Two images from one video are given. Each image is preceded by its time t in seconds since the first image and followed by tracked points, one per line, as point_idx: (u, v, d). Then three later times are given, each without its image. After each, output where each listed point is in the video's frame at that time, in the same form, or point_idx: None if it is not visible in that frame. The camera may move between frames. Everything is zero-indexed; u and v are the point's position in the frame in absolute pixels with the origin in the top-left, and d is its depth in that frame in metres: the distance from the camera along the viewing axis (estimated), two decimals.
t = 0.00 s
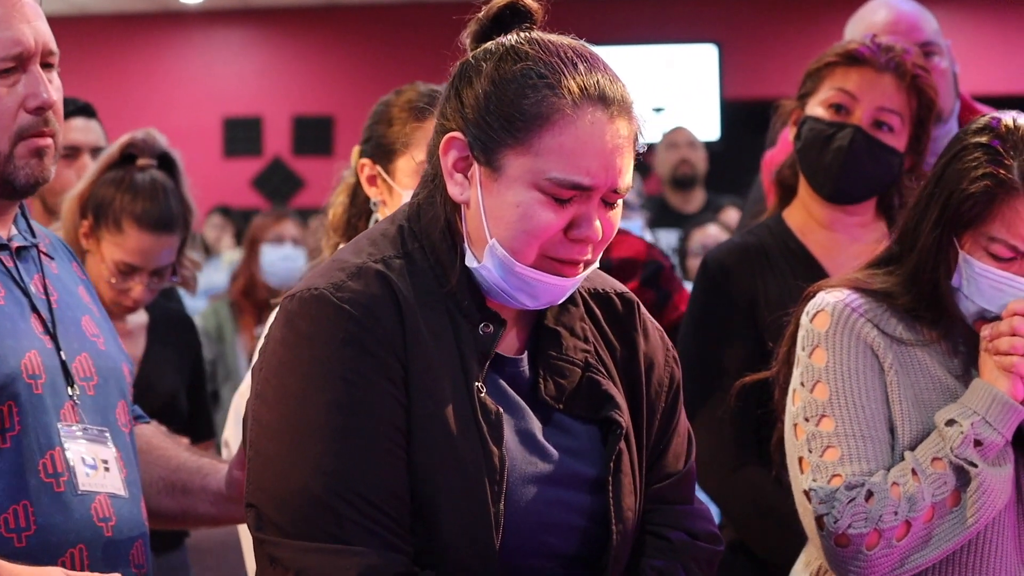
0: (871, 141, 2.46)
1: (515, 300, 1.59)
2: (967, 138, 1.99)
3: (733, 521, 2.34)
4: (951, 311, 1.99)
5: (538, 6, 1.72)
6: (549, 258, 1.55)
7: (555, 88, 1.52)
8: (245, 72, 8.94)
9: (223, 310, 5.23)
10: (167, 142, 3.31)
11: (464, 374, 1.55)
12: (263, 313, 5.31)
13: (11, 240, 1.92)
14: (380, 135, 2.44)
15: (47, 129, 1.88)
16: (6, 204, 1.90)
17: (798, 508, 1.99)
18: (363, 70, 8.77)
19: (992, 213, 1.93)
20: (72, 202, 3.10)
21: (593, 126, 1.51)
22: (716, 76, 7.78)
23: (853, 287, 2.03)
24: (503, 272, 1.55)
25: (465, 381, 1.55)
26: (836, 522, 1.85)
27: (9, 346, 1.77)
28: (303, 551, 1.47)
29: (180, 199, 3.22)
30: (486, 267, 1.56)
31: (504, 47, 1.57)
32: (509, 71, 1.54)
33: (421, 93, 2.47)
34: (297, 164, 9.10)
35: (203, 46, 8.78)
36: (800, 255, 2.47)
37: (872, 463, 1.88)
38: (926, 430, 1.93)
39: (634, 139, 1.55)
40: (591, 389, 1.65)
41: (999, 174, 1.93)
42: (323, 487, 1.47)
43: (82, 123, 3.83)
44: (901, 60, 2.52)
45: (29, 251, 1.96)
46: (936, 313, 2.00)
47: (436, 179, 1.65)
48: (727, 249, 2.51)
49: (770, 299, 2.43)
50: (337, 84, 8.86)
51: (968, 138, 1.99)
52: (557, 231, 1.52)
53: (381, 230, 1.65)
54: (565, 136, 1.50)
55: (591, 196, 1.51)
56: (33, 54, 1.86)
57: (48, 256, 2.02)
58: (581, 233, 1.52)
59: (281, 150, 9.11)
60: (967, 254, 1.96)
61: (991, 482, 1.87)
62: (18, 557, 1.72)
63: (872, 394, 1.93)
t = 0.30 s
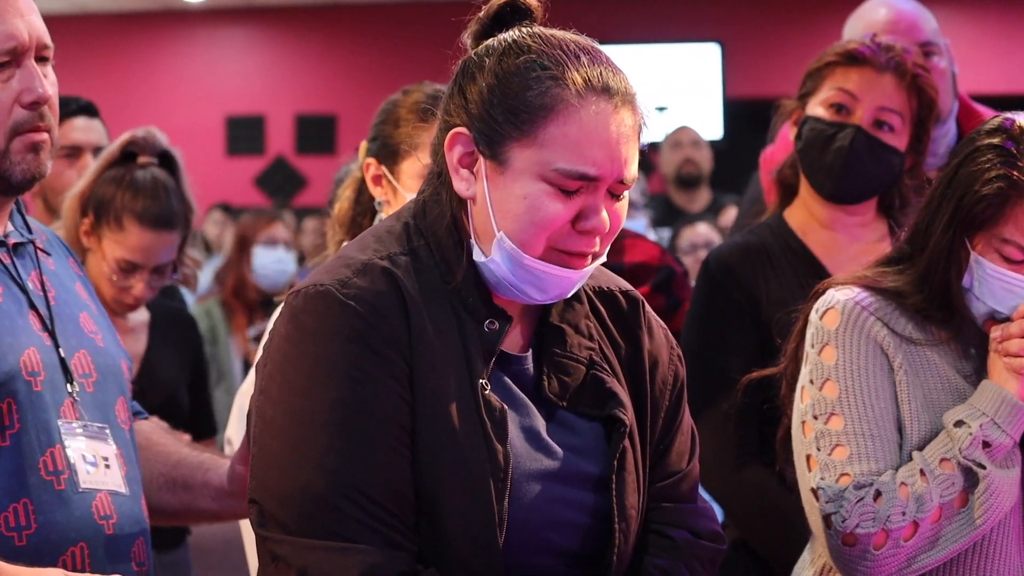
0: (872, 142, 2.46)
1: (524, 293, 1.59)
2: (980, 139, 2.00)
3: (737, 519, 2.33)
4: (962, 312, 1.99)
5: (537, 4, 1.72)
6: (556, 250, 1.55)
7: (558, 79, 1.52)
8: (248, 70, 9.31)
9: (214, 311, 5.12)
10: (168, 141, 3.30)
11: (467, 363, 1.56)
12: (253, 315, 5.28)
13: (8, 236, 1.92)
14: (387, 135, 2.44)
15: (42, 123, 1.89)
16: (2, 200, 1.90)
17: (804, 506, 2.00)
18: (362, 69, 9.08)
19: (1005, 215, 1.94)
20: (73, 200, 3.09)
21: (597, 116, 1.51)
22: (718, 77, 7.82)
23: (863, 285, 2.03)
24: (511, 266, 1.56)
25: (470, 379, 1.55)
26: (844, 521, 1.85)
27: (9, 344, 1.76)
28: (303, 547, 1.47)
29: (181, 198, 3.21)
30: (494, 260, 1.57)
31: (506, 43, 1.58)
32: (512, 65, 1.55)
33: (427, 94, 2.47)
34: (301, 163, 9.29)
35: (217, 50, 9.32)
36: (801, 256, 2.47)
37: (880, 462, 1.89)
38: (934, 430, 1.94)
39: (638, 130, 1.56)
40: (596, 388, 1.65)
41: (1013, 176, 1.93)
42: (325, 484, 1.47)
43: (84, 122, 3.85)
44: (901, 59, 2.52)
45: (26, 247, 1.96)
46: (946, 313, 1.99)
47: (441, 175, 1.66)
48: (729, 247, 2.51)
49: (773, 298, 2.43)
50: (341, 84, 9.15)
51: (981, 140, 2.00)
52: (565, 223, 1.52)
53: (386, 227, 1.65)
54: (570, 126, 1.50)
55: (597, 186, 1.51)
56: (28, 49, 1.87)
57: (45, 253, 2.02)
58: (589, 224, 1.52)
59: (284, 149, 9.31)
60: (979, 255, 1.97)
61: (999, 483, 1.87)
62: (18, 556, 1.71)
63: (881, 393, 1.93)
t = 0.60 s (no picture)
0: (877, 138, 2.46)
1: (528, 288, 1.59)
2: (976, 128, 2.01)
3: (741, 512, 2.34)
4: (963, 303, 2.00)
5: None
6: (559, 242, 1.55)
7: (557, 71, 1.52)
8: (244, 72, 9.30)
9: (225, 310, 5.18)
10: (165, 139, 3.28)
11: (471, 359, 1.55)
12: (264, 314, 5.30)
13: (6, 233, 1.91)
14: (392, 135, 2.44)
15: (39, 122, 1.87)
16: None
17: (813, 497, 2.02)
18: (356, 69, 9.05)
19: (1001, 200, 1.95)
20: (71, 200, 3.09)
21: (596, 107, 1.51)
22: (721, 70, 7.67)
23: (864, 280, 2.04)
24: (514, 259, 1.55)
25: (473, 375, 1.55)
26: (855, 507, 1.87)
27: (7, 341, 1.75)
28: (306, 545, 1.47)
29: (178, 196, 3.20)
30: (497, 255, 1.56)
31: (504, 38, 1.57)
32: (511, 59, 1.55)
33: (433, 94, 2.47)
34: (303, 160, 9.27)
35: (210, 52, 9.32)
36: (806, 250, 2.48)
37: (888, 450, 1.90)
38: (941, 418, 1.95)
39: (637, 120, 1.56)
40: (601, 379, 1.65)
41: (1009, 160, 1.95)
42: (331, 483, 1.47)
43: (88, 121, 3.83)
44: (905, 55, 2.50)
45: (24, 245, 1.95)
46: (947, 305, 2.01)
47: (442, 172, 1.65)
48: (734, 243, 2.52)
49: (777, 294, 2.44)
50: (339, 83, 9.11)
51: (976, 128, 2.02)
52: (567, 214, 1.52)
53: (389, 225, 1.64)
54: (569, 117, 1.50)
55: (598, 177, 1.51)
56: (24, 46, 1.86)
57: (44, 250, 2.01)
58: (592, 215, 1.52)
59: (287, 146, 9.28)
60: (977, 243, 1.98)
61: (1009, 466, 1.88)
62: (17, 555, 1.70)
63: (886, 384, 1.94)
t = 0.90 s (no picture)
0: (876, 124, 2.44)
1: (523, 275, 1.56)
2: (975, 112, 2.00)
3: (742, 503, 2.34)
4: (965, 285, 1.99)
5: None
6: (554, 230, 1.53)
7: (545, 59, 1.51)
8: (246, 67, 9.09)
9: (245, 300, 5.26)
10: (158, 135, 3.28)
11: (465, 353, 1.54)
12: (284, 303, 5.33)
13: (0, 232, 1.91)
14: (386, 130, 2.43)
15: (32, 124, 1.86)
16: None
17: (816, 482, 2.01)
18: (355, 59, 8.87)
19: (1002, 180, 1.93)
20: (64, 195, 3.10)
21: (585, 93, 1.50)
22: (720, 59, 7.38)
23: (864, 264, 2.03)
24: (509, 248, 1.53)
25: (468, 368, 1.53)
26: (860, 493, 1.86)
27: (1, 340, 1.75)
28: (304, 544, 1.47)
29: (172, 192, 3.20)
30: (491, 245, 1.55)
31: (490, 28, 1.56)
32: (497, 48, 1.53)
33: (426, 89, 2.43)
34: (302, 155, 9.03)
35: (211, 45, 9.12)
36: (805, 237, 2.46)
37: (892, 435, 1.90)
38: (945, 402, 1.94)
39: (626, 106, 1.54)
40: (594, 358, 1.63)
41: (1010, 142, 1.93)
42: (325, 478, 1.46)
43: (85, 119, 3.84)
44: (904, 41, 2.48)
45: (19, 244, 1.95)
46: (950, 288, 2.00)
47: (433, 164, 1.63)
48: (733, 232, 2.50)
49: (777, 282, 2.42)
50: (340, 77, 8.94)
51: (974, 112, 2.00)
52: (560, 202, 1.51)
53: (381, 221, 1.63)
54: (558, 104, 1.49)
55: (589, 164, 1.50)
56: (18, 45, 1.86)
57: (37, 249, 2.02)
58: (584, 201, 1.50)
59: (285, 141, 9.08)
60: (979, 225, 1.95)
61: (1015, 450, 1.87)
62: (12, 554, 1.69)
63: (889, 367, 1.93)
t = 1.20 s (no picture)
0: (879, 124, 2.44)
1: (531, 278, 1.56)
2: (982, 112, 1.99)
3: (742, 502, 2.34)
4: (968, 284, 1.98)
5: None
6: (562, 231, 1.53)
7: (554, 58, 1.51)
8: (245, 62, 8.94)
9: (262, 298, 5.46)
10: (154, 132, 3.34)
11: (470, 354, 1.53)
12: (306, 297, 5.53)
13: (3, 227, 1.91)
14: (385, 128, 2.42)
15: (38, 118, 1.90)
16: None
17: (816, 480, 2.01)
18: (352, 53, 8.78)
19: (1006, 181, 1.93)
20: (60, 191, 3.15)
21: (594, 92, 1.50)
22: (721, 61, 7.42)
23: (869, 262, 2.04)
24: (518, 250, 1.54)
25: (472, 368, 1.52)
26: (859, 490, 1.86)
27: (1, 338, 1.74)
28: (302, 541, 1.46)
29: (167, 189, 3.23)
30: (501, 245, 1.55)
31: (497, 29, 1.55)
32: (507, 48, 1.53)
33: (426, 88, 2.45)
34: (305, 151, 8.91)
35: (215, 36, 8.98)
36: (808, 236, 2.46)
37: (894, 433, 1.90)
38: (946, 401, 1.94)
39: (635, 105, 1.54)
40: (605, 372, 1.63)
41: (1016, 143, 1.93)
42: (324, 474, 1.45)
43: (87, 114, 3.93)
44: (908, 42, 2.48)
45: (20, 239, 1.95)
46: (954, 288, 2.00)
47: (441, 165, 1.63)
48: (734, 230, 2.50)
49: (779, 280, 2.42)
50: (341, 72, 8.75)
51: (980, 113, 2.00)
52: (569, 202, 1.50)
53: (384, 218, 1.62)
54: (567, 103, 1.49)
55: (598, 163, 1.50)
56: (26, 41, 1.88)
57: (39, 245, 2.01)
58: (593, 200, 1.50)
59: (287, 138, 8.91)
60: (983, 226, 1.96)
61: (1015, 451, 1.88)
62: (8, 555, 1.68)
63: (891, 366, 1.93)
